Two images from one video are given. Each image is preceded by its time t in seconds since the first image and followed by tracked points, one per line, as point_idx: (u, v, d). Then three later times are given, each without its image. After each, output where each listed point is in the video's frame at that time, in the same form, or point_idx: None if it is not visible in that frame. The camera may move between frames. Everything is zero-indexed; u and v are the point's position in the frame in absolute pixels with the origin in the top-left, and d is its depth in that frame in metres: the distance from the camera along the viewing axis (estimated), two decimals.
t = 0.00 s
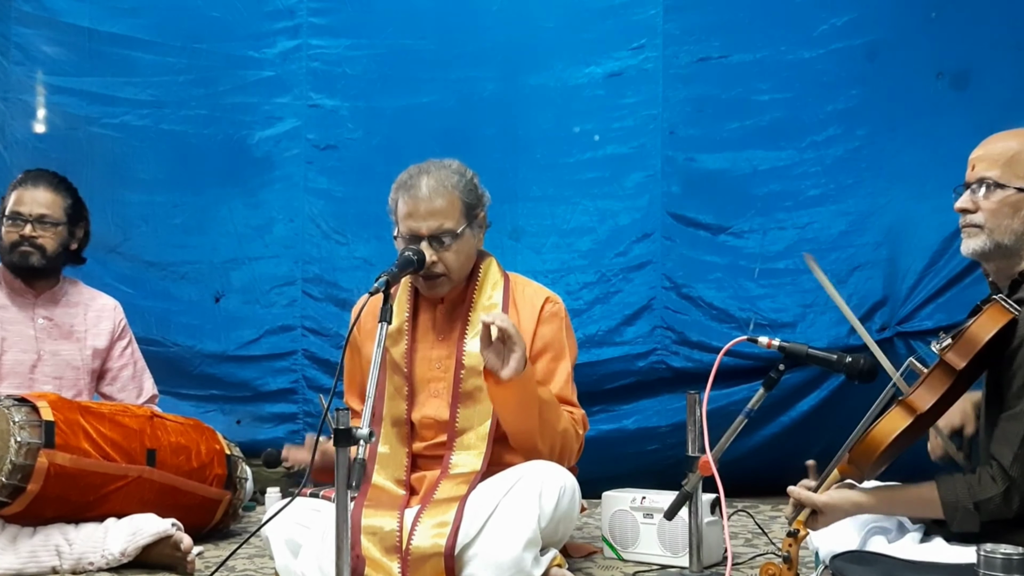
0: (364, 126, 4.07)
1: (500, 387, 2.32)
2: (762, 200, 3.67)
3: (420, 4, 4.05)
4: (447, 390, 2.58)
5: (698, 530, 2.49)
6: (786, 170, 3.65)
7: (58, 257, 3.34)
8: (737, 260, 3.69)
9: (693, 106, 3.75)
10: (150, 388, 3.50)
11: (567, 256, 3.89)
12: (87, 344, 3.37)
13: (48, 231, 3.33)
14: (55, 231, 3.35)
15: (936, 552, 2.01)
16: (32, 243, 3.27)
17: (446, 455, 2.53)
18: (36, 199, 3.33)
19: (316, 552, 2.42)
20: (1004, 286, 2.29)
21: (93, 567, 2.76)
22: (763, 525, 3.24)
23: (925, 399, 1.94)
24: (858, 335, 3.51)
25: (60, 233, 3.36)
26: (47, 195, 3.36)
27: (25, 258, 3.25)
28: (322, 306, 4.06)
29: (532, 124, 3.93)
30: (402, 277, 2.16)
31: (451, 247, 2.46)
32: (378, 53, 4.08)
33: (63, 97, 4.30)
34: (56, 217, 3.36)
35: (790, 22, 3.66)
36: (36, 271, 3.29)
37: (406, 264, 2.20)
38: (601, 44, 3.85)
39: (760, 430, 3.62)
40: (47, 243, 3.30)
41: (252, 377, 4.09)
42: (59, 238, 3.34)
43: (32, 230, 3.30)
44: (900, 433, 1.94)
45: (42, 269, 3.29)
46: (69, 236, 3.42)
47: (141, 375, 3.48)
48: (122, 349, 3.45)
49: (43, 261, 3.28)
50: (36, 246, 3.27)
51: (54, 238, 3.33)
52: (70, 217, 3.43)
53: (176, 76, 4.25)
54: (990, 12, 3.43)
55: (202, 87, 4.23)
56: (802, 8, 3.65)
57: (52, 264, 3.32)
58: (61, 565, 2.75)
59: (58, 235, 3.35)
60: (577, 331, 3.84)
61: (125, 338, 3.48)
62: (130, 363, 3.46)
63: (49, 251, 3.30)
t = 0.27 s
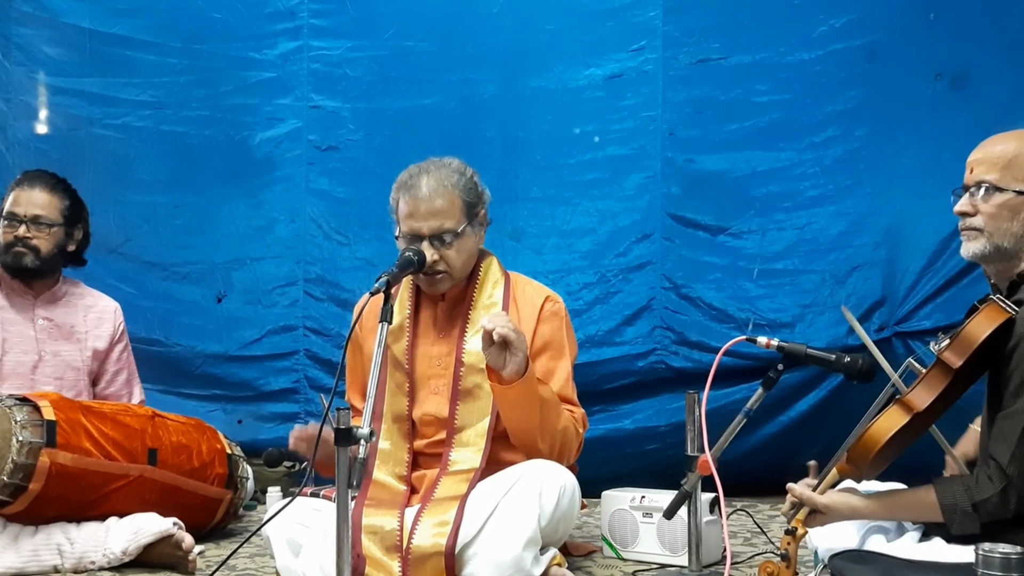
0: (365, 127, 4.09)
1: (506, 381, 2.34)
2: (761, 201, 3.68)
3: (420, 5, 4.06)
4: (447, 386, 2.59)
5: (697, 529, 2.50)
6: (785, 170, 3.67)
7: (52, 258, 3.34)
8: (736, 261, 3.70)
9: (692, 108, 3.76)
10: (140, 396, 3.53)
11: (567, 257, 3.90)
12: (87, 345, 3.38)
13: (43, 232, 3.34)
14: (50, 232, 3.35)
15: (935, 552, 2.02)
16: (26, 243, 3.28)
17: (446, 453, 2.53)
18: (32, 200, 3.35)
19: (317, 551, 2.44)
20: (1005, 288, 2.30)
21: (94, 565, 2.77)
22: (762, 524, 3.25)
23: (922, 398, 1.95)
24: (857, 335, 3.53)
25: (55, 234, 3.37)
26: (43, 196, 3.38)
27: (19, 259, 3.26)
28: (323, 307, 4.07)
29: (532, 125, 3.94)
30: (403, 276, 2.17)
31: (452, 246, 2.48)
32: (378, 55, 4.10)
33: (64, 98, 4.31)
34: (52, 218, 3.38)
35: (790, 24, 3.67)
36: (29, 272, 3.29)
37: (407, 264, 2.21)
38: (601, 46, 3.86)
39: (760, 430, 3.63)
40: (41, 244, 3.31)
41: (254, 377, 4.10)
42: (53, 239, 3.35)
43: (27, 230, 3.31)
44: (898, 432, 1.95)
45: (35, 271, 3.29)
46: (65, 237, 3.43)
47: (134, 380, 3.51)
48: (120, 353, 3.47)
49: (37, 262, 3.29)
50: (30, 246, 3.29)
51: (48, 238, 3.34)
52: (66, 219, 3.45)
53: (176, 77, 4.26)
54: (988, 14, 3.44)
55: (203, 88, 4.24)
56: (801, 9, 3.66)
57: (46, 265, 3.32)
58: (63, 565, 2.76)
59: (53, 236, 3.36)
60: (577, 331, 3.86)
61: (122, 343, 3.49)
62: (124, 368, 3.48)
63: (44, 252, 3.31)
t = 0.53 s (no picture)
0: (366, 128, 4.09)
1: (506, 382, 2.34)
2: (761, 201, 3.69)
3: (420, 5, 4.06)
4: (446, 387, 2.59)
5: (697, 529, 2.50)
6: (785, 171, 3.67)
7: (41, 261, 3.32)
8: (736, 261, 3.70)
9: (692, 108, 3.76)
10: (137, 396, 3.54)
11: (567, 257, 3.90)
12: (86, 344, 3.39)
13: (32, 235, 3.32)
14: (40, 236, 3.33)
15: (934, 552, 2.02)
16: (14, 246, 3.27)
17: (446, 452, 2.53)
18: (23, 203, 3.35)
19: (317, 551, 2.44)
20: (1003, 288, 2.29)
21: (94, 565, 2.77)
22: (762, 524, 3.26)
23: (916, 395, 1.96)
24: (857, 335, 3.54)
25: (45, 238, 3.34)
26: (35, 199, 3.37)
27: (6, 262, 3.25)
28: (324, 307, 4.07)
29: (532, 125, 3.95)
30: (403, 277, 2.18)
31: (451, 248, 2.49)
32: (379, 55, 4.10)
33: (64, 98, 4.31)
34: (42, 222, 3.36)
35: (790, 25, 3.68)
36: (17, 275, 3.28)
37: (406, 264, 2.22)
38: (602, 46, 3.86)
39: (760, 429, 3.63)
40: (30, 247, 3.30)
41: (255, 377, 4.11)
42: (43, 243, 3.33)
43: (16, 234, 3.29)
44: (892, 428, 1.95)
45: (24, 273, 3.28)
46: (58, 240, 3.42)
47: (131, 380, 3.52)
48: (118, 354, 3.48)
49: (24, 265, 3.28)
50: (17, 249, 3.27)
51: (38, 242, 3.32)
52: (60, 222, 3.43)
53: (176, 77, 4.26)
54: (987, 15, 3.45)
55: (204, 88, 4.24)
56: (802, 10, 3.67)
57: (33, 268, 3.31)
58: (62, 564, 2.76)
59: (43, 240, 3.34)
60: (577, 331, 3.86)
61: (120, 343, 3.49)
62: (123, 367, 3.50)
63: (32, 255, 3.30)
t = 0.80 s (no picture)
0: (366, 128, 4.09)
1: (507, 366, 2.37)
2: (761, 201, 3.69)
3: (420, 5, 4.06)
4: (447, 388, 2.59)
5: (697, 529, 2.50)
6: (786, 171, 3.67)
7: (36, 258, 3.32)
8: (736, 261, 3.70)
9: (693, 109, 3.76)
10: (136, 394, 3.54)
11: (568, 257, 3.90)
12: (82, 343, 3.40)
13: (26, 235, 3.31)
14: (35, 235, 3.33)
15: (934, 552, 2.02)
16: (8, 245, 3.27)
17: (446, 454, 2.53)
18: (16, 203, 3.34)
19: (317, 551, 2.44)
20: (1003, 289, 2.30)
21: (95, 565, 2.77)
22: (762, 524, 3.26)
23: (919, 397, 1.96)
24: (857, 335, 3.54)
25: (40, 237, 3.34)
26: (27, 198, 3.36)
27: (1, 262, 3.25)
28: (324, 307, 4.07)
29: (532, 126, 3.95)
30: (402, 277, 2.18)
31: (448, 249, 2.48)
32: (379, 55, 4.10)
33: (64, 98, 4.32)
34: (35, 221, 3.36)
35: (790, 25, 3.67)
36: (13, 274, 3.28)
37: (406, 264, 2.22)
38: (602, 46, 3.86)
39: (760, 430, 3.62)
40: (24, 246, 3.30)
41: (255, 377, 4.11)
42: (37, 242, 3.33)
43: (8, 234, 3.29)
44: (894, 429, 1.95)
45: (19, 272, 3.28)
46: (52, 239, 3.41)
47: (130, 379, 3.51)
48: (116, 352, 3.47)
49: (20, 263, 3.28)
50: (11, 249, 3.27)
51: (32, 241, 3.32)
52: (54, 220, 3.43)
53: (176, 76, 4.26)
54: (988, 15, 3.44)
55: (203, 88, 4.24)
56: (802, 10, 3.66)
57: (28, 266, 3.30)
58: (62, 565, 2.76)
59: (38, 240, 3.33)
60: (577, 332, 3.86)
61: (119, 341, 3.49)
62: (122, 366, 3.49)
63: (26, 254, 3.30)
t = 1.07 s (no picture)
0: (367, 128, 4.09)
1: (492, 349, 2.25)
2: (761, 201, 3.69)
3: (420, 5, 4.06)
4: (445, 384, 2.59)
5: (697, 529, 2.50)
6: (786, 171, 3.67)
7: (35, 255, 3.34)
8: (736, 261, 3.70)
9: (693, 109, 3.76)
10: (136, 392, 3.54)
11: (568, 258, 3.90)
12: (81, 341, 3.40)
13: (24, 232, 3.33)
14: (33, 231, 3.35)
15: (935, 552, 2.02)
16: (7, 241, 3.28)
17: (444, 450, 2.53)
18: (14, 200, 3.35)
19: (317, 551, 2.44)
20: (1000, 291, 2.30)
21: (95, 565, 2.77)
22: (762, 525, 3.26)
23: (919, 397, 1.96)
24: (857, 335, 3.54)
25: (39, 234, 3.36)
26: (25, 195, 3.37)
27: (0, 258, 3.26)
28: (325, 307, 4.07)
29: (532, 126, 3.95)
30: (403, 276, 2.18)
31: (453, 249, 2.48)
32: (379, 55, 4.10)
33: (64, 98, 4.32)
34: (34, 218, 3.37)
35: (791, 25, 3.67)
36: (12, 270, 3.29)
37: (407, 264, 2.22)
38: (602, 46, 3.86)
39: (760, 429, 3.62)
40: (23, 243, 3.31)
41: (255, 377, 4.11)
42: (36, 238, 3.34)
43: (8, 230, 3.30)
44: (894, 430, 1.95)
45: (17, 268, 3.29)
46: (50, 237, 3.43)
47: (129, 377, 3.51)
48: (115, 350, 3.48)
49: (19, 260, 3.29)
50: (10, 245, 3.28)
51: (32, 238, 3.33)
52: (52, 218, 3.44)
53: (176, 76, 4.26)
54: (989, 15, 3.44)
55: (203, 88, 4.25)
56: (802, 10, 3.66)
57: (28, 262, 3.31)
58: (62, 565, 2.76)
59: (36, 236, 3.35)
60: (578, 332, 3.86)
61: (118, 339, 3.50)
62: (121, 364, 3.49)
63: (26, 250, 3.31)
